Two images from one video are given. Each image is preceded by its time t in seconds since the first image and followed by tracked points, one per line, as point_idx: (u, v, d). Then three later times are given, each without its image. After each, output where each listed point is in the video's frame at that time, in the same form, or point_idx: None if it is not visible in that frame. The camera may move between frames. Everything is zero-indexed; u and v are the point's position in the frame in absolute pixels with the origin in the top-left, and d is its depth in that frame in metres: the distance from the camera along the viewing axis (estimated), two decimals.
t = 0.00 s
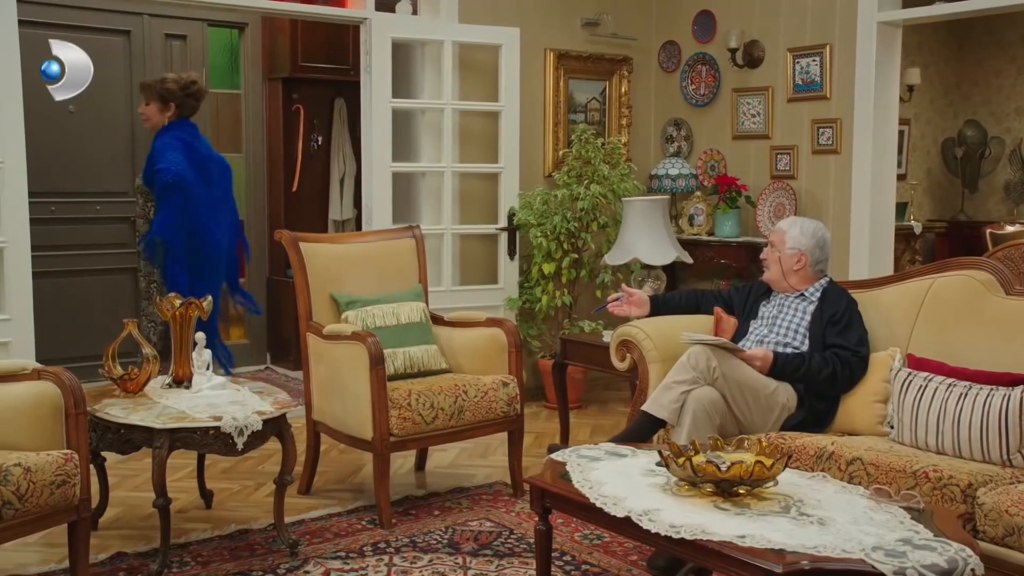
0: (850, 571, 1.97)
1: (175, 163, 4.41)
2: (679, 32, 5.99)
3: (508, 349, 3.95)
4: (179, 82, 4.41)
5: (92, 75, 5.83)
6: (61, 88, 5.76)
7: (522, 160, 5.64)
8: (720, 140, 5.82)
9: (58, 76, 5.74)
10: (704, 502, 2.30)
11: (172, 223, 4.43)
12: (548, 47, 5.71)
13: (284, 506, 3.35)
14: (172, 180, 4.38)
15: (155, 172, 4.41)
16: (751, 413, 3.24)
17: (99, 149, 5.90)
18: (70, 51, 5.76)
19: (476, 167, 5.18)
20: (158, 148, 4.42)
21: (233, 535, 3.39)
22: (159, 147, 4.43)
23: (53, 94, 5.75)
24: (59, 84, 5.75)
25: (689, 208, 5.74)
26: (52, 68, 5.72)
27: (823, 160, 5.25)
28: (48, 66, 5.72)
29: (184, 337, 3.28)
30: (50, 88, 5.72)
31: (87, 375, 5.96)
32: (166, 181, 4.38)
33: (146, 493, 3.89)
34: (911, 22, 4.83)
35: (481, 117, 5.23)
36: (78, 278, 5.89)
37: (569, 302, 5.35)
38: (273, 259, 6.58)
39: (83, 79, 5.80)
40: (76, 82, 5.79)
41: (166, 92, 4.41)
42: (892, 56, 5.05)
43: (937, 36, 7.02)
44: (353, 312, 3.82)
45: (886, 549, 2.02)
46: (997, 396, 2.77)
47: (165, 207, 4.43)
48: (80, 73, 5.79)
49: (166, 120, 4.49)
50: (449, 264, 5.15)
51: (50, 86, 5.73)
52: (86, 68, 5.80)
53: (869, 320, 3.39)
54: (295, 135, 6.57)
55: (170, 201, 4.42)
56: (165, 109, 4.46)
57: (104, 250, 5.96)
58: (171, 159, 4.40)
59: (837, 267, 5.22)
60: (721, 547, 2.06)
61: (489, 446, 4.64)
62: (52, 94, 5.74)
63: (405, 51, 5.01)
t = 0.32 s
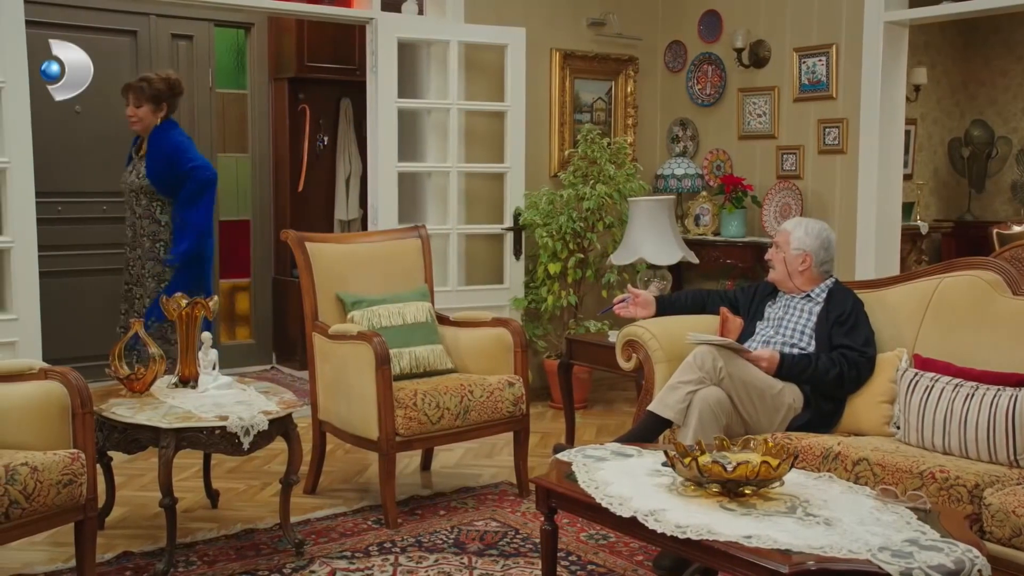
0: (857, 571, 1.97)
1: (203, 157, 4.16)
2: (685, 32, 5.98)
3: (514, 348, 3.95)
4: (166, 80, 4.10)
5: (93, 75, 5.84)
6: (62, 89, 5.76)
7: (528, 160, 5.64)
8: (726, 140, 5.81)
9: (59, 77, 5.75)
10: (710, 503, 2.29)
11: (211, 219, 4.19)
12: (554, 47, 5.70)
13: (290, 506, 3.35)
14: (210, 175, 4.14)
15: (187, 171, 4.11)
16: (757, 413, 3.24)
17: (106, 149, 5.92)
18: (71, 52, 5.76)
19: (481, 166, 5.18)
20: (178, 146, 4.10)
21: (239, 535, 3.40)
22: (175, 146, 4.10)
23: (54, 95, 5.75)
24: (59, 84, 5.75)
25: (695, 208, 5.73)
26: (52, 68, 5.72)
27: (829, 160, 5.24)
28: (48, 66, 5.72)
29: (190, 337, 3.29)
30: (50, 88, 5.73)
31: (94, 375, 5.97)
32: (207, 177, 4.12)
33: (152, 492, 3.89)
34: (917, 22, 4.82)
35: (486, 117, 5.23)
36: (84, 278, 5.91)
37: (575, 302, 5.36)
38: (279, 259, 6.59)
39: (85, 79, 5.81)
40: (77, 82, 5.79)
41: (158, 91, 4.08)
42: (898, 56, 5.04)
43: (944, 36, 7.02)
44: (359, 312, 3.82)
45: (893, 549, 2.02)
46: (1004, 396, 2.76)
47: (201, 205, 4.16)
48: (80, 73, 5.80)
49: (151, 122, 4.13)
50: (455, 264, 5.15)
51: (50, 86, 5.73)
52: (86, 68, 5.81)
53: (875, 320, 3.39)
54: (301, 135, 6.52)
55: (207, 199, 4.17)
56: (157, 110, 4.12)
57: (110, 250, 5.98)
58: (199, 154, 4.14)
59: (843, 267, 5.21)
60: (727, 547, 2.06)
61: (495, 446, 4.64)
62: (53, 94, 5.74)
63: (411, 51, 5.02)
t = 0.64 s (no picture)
0: (857, 571, 1.97)
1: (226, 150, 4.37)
2: (685, 32, 5.98)
3: (514, 348, 3.95)
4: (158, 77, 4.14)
5: (92, 74, 5.85)
6: (61, 89, 5.77)
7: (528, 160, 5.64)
8: (726, 140, 5.82)
9: (58, 77, 5.76)
10: (710, 503, 2.29)
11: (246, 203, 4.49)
12: (554, 47, 5.70)
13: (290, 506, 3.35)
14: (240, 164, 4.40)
15: (221, 165, 4.32)
16: (757, 413, 3.24)
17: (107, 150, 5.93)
18: (70, 51, 5.77)
19: (481, 166, 5.18)
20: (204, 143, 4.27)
21: (239, 535, 3.40)
22: (197, 143, 4.25)
23: (53, 95, 5.76)
24: (59, 84, 5.76)
25: (695, 208, 5.73)
26: (52, 68, 5.73)
27: (830, 160, 5.24)
28: (48, 66, 5.73)
29: (190, 337, 3.29)
30: (50, 88, 5.74)
31: (94, 375, 5.97)
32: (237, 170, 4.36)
33: (153, 492, 3.89)
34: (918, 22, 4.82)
35: (486, 117, 5.23)
36: (85, 277, 5.91)
37: (575, 302, 5.36)
38: (280, 259, 6.59)
39: (83, 79, 5.82)
40: (75, 82, 5.80)
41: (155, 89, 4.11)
42: (899, 56, 5.04)
43: (945, 36, 7.01)
44: (359, 312, 3.82)
45: (893, 549, 2.02)
46: (1005, 396, 2.76)
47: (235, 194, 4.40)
48: (79, 73, 5.81)
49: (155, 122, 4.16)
50: (455, 265, 5.15)
51: (50, 86, 5.75)
52: (86, 68, 5.82)
53: (876, 320, 3.38)
54: (301, 135, 6.53)
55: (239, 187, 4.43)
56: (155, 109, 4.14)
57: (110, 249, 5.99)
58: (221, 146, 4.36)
59: (843, 267, 5.21)
60: (728, 547, 2.06)
61: (495, 446, 4.64)
62: (52, 94, 5.76)
63: (411, 51, 5.02)
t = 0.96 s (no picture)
0: (857, 571, 1.97)
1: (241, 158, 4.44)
2: (685, 32, 5.98)
3: (514, 348, 3.95)
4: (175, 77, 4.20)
5: (92, 74, 5.84)
6: (61, 89, 5.78)
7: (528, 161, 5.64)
8: (726, 140, 5.82)
9: (58, 77, 5.76)
10: (710, 503, 2.29)
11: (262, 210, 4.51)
12: (554, 47, 5.71)
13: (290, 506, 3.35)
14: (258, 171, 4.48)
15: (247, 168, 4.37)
16: (757, 413, 3.24)
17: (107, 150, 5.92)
18: (70, 52, 5.77)
19: (481, 166, 5.18)
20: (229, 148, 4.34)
21: (239, 535, 3.40)
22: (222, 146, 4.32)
23: (53, 94, 5.77)
24: (59, 84, 5.76)
25: (695, 208, 5.73)
26: (52, 68, 5.73)
27: (830, 159, 5.23)
28: (48, 66, 5.73)
29: (190, 337, 3.29)
30: (50, 88, 5.75)
31: (94, 375, 5.97)
32: (260, 167, 4.44)
33: (153, 492, 3.89)
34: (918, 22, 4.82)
35: (486, 117, 5.23)
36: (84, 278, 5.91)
37: (575, 302, 5.37)
38: (280, 259, 6.59)
39: (83, 79, 5.82)
40: (75, 82, 5.80)
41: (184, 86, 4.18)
42: (899, 56, 5.04)
43: (944, 36, 7.01)
44: (359, 312, 3.82)
45: (893, 549, 2.02)
46: (1004, 396, 2.76)
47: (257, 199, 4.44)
48: (79, 73, 5.80)
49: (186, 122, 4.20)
50: (455, 265, 5.15)
51: (50, 86, 5.75)
52: (85, 68, 5.81)
53: (876, 320, 3.39)
54: (301, 135, 6.55)
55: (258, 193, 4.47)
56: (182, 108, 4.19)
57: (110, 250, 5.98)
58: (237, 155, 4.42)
59: (843, 267, 5.21)
60: (728, 547, 2.06)
61: (495, 446, 4.64)
62: (52, 94, 5.76)
63: (411, 51, 5.02)
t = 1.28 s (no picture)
0: (856, 571, 1.97)
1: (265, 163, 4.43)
2: (684, 32, 5.98)
3: (513, 348, 3.95)
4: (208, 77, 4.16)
5: (92, 74, 5.83)
6: (62, 89, 5.76)
7: (527, 161, 5.64)
8: (725, 140, 5.82)
9: (58, 77, 5.74)
10: (709, 503, 2.29)
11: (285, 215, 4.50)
12: (553, 47, 5.70)
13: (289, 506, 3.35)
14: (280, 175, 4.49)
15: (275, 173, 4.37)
16: (757, 413, 3.24)
17: (106, 149, 5.92)
18: (70, 51, 5.76)
19: (480, 166, 5.18)
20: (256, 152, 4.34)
21: (238, 535, 3.40)
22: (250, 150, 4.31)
23: (54, 95, 5.76)
24: (58, 84, 5.75)
25: (694, 208, 5.73)
26: (52, 68, 5.71)
27: (829, 159, 5.23)
28: (48, 66, 5.72)
29: (189, 337, 3.28)
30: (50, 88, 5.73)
31: (93, 375, 5.96)
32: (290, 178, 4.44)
33: (151, 492, 3.89)
34: (916, 22, 4.82)
35: (485, 117, 5.23)
36: (83, 277, 5.90)
37: (574, 302, 5.36)
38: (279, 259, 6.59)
39: (83, 79, 5.80)
40: (75, 82, 5.79)
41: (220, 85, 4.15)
42: (898, 56, 5.04)
43: (943, 36, 7.01)
44: (358, 312, 3.82)
45: (892, 549, 2.02)
46: (1003, 396, 2.76)
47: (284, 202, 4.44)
48: (80, 73, 5.79)
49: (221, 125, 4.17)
50: (454, 265, 5.15)
51: (50, 86, 5.74)
52: (85, 68, 5.80)
53: (874, 320, 3.39)
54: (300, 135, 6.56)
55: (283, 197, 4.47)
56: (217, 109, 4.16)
57: (109, 250, 5.98)
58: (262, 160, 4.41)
59: (842, 267, 5.21)
60: (727, 547, 2.06)
61: (494, 446, 4.64)
62: (53, 94, 5.75)
63: (409, 51, 5.01)
